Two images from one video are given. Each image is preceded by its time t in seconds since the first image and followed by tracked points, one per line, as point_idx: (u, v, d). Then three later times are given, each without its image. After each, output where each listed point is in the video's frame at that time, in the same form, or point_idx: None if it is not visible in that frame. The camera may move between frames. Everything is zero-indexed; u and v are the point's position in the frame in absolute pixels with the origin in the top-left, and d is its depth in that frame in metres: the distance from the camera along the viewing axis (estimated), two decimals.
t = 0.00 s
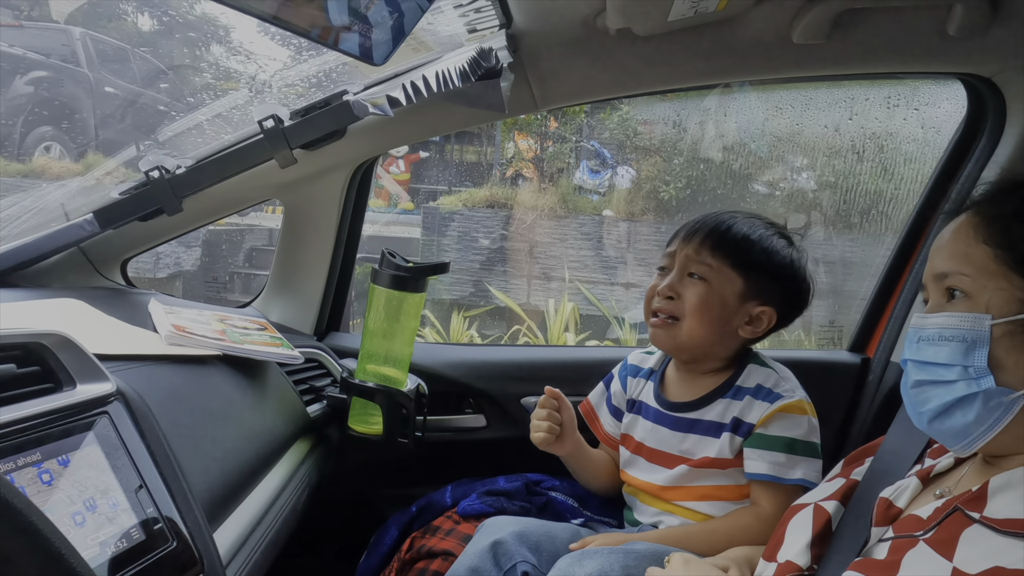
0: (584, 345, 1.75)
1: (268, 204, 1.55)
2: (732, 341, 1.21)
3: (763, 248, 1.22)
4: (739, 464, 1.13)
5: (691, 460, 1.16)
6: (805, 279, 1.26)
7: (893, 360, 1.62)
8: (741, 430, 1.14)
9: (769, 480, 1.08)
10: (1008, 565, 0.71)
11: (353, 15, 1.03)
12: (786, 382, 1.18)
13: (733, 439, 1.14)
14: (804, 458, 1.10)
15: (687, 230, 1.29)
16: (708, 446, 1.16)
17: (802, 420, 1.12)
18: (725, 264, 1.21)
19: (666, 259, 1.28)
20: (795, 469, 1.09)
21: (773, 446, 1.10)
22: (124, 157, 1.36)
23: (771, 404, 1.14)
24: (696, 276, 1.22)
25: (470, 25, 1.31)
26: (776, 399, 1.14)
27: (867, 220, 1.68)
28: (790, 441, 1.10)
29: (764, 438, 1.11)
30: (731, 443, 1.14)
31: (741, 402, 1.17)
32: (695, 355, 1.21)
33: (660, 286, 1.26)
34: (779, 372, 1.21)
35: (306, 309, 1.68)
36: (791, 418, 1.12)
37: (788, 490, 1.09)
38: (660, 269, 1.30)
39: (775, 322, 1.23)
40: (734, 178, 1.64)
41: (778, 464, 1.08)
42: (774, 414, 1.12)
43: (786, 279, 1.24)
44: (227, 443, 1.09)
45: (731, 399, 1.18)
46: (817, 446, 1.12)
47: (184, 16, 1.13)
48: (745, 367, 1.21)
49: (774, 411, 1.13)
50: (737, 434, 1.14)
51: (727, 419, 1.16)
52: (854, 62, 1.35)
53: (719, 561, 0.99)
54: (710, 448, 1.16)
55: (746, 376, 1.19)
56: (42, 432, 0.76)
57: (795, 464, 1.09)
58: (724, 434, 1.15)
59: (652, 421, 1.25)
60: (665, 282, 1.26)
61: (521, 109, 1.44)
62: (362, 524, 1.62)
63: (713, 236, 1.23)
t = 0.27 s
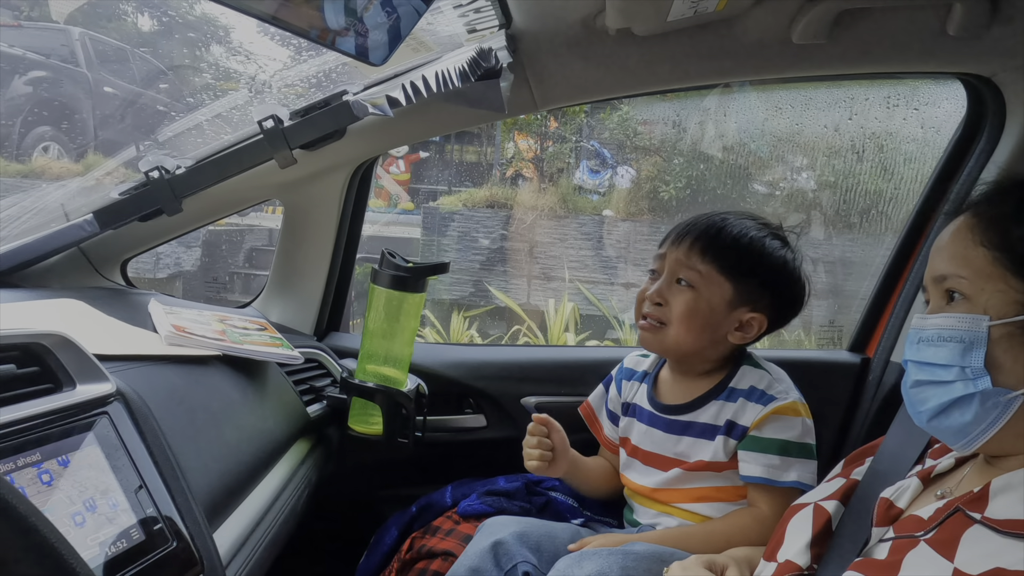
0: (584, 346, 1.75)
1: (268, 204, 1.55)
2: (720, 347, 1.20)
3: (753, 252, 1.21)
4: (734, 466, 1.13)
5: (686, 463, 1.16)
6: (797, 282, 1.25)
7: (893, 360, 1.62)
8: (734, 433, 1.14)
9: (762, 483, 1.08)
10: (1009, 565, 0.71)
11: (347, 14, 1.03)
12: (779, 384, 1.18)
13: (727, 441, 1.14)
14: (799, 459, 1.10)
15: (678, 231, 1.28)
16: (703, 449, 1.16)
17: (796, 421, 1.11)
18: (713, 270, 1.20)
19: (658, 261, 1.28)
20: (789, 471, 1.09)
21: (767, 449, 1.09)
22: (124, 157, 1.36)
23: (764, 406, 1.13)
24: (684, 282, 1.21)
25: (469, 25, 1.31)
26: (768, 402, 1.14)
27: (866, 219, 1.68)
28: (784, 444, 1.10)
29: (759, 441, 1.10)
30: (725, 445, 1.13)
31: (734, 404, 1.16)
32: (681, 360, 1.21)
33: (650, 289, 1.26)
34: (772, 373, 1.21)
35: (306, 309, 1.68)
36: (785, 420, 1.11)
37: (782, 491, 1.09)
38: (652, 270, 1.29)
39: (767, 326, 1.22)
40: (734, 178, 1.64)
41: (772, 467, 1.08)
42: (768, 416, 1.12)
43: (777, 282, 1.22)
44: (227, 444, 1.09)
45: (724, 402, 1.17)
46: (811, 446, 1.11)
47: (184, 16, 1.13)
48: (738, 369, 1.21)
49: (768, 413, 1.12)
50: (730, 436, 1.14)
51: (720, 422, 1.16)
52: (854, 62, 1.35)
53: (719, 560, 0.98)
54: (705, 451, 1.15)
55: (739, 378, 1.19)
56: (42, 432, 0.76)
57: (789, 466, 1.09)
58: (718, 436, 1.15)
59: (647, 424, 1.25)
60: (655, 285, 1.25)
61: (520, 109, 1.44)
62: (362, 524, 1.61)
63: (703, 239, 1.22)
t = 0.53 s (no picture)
0: (584, 346, 1.75)
1: (268, 205, 1.55)
2: (704, 351, 1.20)
3: (737, 255, 1.19)
4: (724, 469, 1.13)
5: (676, 466, 1.16)
6: (786, 283, 1.22)
7: (893, 360, 1.62)
8: (723, 437, 1.13)
9: (752, 487, 1.08)
10: (1009, 566, 0.71)
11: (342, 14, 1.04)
12: (767, 385, 1.16)
13: (717, 444, 1.13)
14: (787, 461, 1.09)
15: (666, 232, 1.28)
16: (692, 451, 1.15)
17: (784, 423, 1.10)
18: (696, 274, 1.19)
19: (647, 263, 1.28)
20: (777, 474, 1.08)
21: (755, 451, 1.09)
22: (124, 158, 1.36)
23: (751, 408, 1.12)
24: (668, 286, 1.21)
25: (469, 25, 1.31)
26: (756, 403, 1.13)
27: (866, 220, 1.68)
28: (772, 446, 1.09)
29: (747, 444, 1.10)
30: (714, 449, 1.13)
31: (722, 406, 1.15)
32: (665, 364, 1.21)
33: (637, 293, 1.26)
34: (760, 373, 1.19)
35: (306, 310, 1.68)
36: (773, 422, 1.10)
37: (770, 494, 1.08)
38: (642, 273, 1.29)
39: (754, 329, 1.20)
40: (734, 179, 1.64)
41: (761, 470, 1.08)
42: (756, 418, 1.11)
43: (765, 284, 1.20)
44: (227, 444, 1.09)
45: (713, 403, 1.16)
46: (799, 447, 1.11)
47: (184, 16, 1.13)
48: (727, 370, 1.19)
49: (756, 415, 1.11)
50: (719, 439, 1.13)
51: (709, 424, 1.15)
52: (853, 62, 1.36)
53: (719, 560, 0.98)
54: (694, 454, 1.15)
55: (727, 379, 1.18)
56: (41, 433, 0.76)
57: (777, 468, 1.08)
58: (707, 439, 1.14)
59: (638, 427, 1.24)
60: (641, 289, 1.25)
61: (520, 109, 1.43)
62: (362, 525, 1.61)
63: (688, 242, 1.21)
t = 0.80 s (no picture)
0: (583, 347, 1.75)
1: (267, 206, 1.55)
2: (678, 346, 1.20)
3: (710, 249, 1.19)
4: (719, 471, 1.12)
5: (670, 468, 1.16)
6: (768, 277, 1.19)
7: (892, 361, 1.62)
8: (716, 438, 1.13)
9: (746, 488, 1.08)
10: (1009, 567, 0.71)
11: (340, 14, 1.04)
12: (760, 385, 1.15)
13: (710, 446, 1.13)
14: (780, 462, 1.09)
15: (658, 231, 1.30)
16: (687, 451, 1.15)
17: (777, 424, 1.10)
18: (666, 269, 1.20)
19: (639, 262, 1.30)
20: (771, 475, 1.08)
21: (748, 452, 1.09)
22: (123, 158, 1.35)
23: (744, 409, 1.12)
24: (643, 282, 1.23)
25: (469, 27, 1.31)
26: (749, 404, 1.12)
27: (866, 221, 1.69)
28: (766, 447, 1.09)
29: (740, 445, 1.09)
30: (708, 452, 1.12)
31: (716, 407, 1.15)
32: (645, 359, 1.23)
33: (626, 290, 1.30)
34: (754, 373, 1.19)
35: (305, 311, 1.68)
36: (766, 423, 1.10)
37: (762, 496, 1.08)
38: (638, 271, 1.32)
39: (730, 323, 1.18)
40: (733, 180, 1.64)
41: (754, 471, 1.08)
42: (749, 420, 1.10)
43: (744, 278, 1.18)
44: (226, 445, 1.08)
45: (706, 404, 1.16)
46: (793, 448, 1.10)
47: (183, 17, 1.14)
48: (720, 370, 1.19)
49: (749, 417, 1.11)
50: (712, 441, 1.13)
51: (702, 425, 1.15)
52: (853, 63, 1.36)
53: (717, 561, 0.98)
54: (688, 456, 1.14)
55: (720, 380, 1.17)
56: (41, 434, 0.76)
57: (771, 470, 1.08)
58: (701, 441, 1.14)
59: (634, 428, 1.24)
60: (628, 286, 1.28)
61: (519, 110, 1.43)
62: (361, 526, 1.61)
63: (664, 239, 1.23)
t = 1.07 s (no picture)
0: (583, 347, 1.75)
1: (267, 206, 1.55)
2: (674, 342, 1.20)
3: (703, 245, 1.19)
4: (718, 471, 1.12)
5: (669, 467, 1.16)
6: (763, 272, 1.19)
7: (892, 362, 1.62)
8: (716, 437, 1.12)
9: (745, 488, 1.08)
10: (1009, 568, 0.71)
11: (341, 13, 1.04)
12: (759, 384, 1.16)
13: (708, 446, 1.12)
14: (780, 461, 1.09)
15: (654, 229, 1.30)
16: (685, 450, 1.15)
17: (776, 423, 1.10)
18: (660, 266, 1.21)
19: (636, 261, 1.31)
20: (769, 474, 1.08)
21: (747, 451, 1.08)
22: (123, 158, 1.35)
23: (743, 408, 1.12)
24: (637, 279, 1.24)
25: (469, 27, 1.31)
26: (747, 403, 1.12)
27: (866, 221, 1.68)
28: (764, 446, 1.08)
29: (739, 445, 1.09)
30: (707, 451, 1.12)
31: (714, 406, 1.15)
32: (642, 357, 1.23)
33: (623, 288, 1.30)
34: (752, 373, 1.19)
35: (304, 311, 1.68)
36: (764, 422, 1.10)
37: (761, 494, 1.08)
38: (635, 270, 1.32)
39: (725, 319, 1.18)
40: (733, 180, 1.64)
41: (753, 471, 1.07)
42: (748, 419, 1.10)
43: (739, 274, 1.18)
44: (226, 445, 1.08)
45: (704, 403, 1.16)
46: (792, 447, 1.10)
47: (183, 17, 1.14)
48: (719, 369, 1.19)
49: (747, 416, 1.10)
50: (711, 440, 1.13)
51: (701, 424, 1.15)
52: (852, 64, 1.36)
53: (717, 562, 0.98)
54: (687, 455, 1.14)
55: (719, 379, 1.17)
56: (40, 434, 0.76)
57: (770, 469, 1.08)
58: (700, 440, 1.13)
59: (632, 426, 1.24)
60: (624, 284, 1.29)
61: (519, 110, 1.43)
62: (361, 526, 1.61)
63: (657, 236, 1.23)
